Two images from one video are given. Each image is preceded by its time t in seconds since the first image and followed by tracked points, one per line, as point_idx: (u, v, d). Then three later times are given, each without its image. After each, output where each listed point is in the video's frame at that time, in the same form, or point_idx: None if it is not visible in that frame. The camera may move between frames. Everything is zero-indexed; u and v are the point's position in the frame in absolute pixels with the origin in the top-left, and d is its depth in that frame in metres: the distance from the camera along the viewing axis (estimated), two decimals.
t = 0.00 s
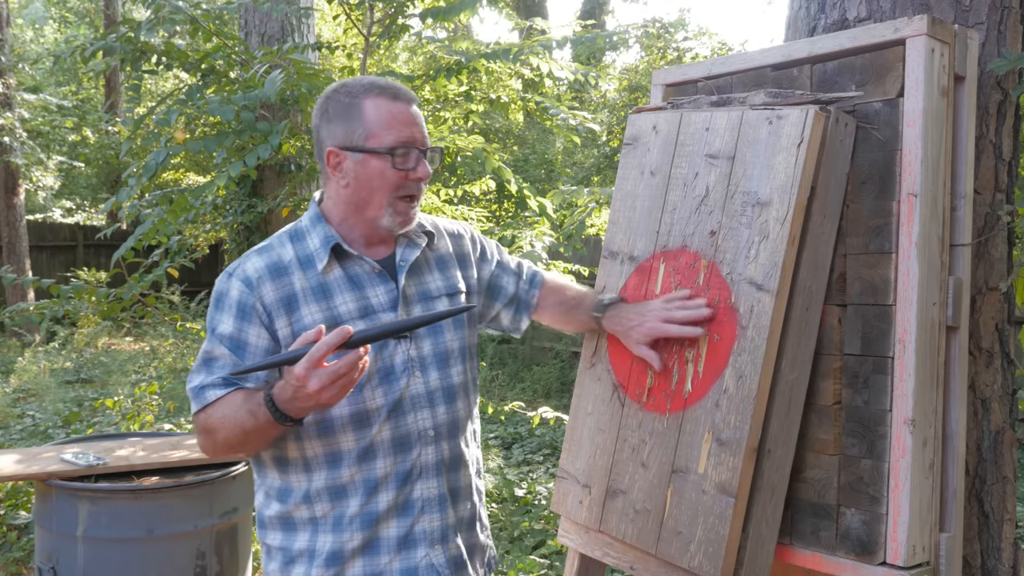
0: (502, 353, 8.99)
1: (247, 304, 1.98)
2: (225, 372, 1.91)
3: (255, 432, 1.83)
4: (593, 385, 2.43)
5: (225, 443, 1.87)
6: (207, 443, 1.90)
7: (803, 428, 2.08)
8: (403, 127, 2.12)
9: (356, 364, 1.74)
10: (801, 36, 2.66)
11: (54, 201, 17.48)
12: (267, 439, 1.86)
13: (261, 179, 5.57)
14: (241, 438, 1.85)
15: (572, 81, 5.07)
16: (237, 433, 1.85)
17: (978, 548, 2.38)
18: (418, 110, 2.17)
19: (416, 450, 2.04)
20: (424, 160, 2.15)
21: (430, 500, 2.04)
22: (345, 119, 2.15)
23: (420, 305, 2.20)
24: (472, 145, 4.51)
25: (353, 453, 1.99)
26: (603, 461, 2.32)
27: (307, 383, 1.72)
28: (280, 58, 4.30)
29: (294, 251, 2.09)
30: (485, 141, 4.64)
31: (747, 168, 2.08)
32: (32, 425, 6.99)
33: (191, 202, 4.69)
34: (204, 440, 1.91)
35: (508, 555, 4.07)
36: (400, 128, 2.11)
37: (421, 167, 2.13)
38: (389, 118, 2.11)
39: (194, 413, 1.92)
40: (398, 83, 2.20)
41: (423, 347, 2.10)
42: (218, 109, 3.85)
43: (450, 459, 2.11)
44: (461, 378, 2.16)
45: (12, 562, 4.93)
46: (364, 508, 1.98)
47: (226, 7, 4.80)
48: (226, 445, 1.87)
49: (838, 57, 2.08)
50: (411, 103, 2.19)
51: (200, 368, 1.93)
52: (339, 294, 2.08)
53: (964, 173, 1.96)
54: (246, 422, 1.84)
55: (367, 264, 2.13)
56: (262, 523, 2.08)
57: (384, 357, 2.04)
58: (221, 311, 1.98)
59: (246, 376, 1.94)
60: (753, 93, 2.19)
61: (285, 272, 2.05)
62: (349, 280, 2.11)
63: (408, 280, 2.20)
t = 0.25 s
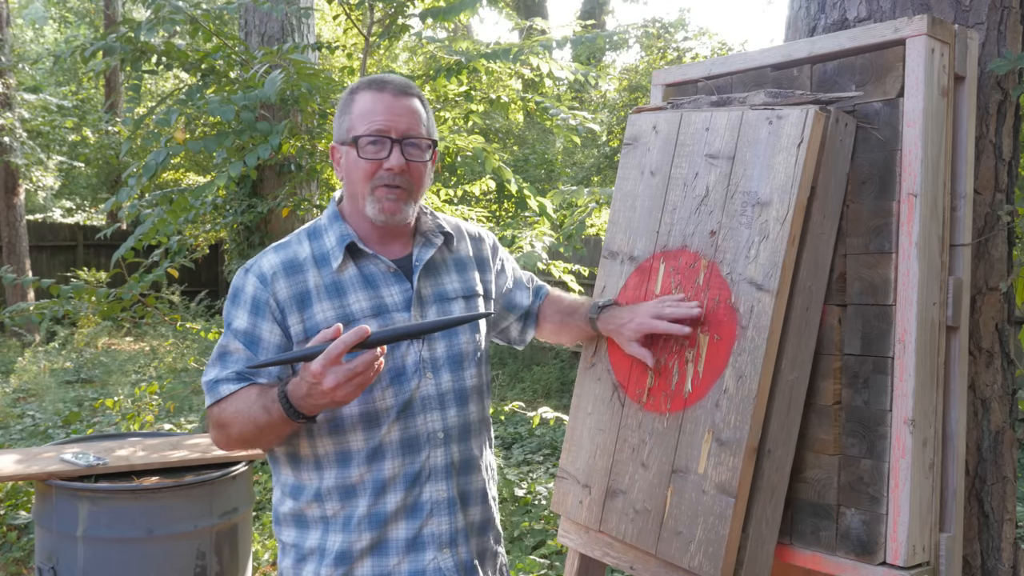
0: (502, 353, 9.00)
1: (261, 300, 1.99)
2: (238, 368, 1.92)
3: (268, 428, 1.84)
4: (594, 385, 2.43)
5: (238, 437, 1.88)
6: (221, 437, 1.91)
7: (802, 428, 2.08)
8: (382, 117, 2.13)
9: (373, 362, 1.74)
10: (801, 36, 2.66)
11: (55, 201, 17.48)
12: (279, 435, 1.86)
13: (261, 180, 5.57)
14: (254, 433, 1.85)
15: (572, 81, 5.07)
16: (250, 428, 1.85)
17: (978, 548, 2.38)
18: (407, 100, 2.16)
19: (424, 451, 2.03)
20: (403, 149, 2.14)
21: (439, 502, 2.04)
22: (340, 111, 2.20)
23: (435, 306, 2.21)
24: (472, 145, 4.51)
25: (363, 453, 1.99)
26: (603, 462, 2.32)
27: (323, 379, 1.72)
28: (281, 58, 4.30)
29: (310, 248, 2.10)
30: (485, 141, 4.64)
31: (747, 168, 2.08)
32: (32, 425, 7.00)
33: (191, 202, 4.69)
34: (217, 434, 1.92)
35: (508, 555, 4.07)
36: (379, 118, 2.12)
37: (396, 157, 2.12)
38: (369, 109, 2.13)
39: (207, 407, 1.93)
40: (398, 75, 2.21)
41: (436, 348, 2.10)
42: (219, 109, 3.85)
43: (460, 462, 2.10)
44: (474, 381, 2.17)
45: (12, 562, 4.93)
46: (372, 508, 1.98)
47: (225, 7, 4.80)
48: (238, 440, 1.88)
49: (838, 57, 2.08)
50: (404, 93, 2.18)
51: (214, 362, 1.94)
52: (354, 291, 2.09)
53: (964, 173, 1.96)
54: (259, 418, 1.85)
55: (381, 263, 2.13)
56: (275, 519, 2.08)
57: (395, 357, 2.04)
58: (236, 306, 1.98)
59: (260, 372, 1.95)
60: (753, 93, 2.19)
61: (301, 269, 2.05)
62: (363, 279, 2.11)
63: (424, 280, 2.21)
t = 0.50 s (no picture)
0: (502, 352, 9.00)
1: (272, 296, 2.00)
2: (247, 362, 1.93)
3: (277, 425, 1.86)
4: (593, 385, 2.43)
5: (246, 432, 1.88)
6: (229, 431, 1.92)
7: (803, 428, 2.08)
8: (387, 115, 2.13)
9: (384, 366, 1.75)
10: (801, 36, 2.66)
11: (55, 201, 17.48)
12: (287, 430, 1.87)
13: (261, 179, 5.57)
14: (262, 429, 1.87)
15: (572, 81, 5.07)
16: (259, 424, 1.87)
17: (978, 548, 2.38)
18: (413, 98, 2.15)
19: (429, 452, 2.03)
20: (408, 147, 2.13)
21: (442, 504, 2.03)
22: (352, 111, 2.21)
23: (445, 308, 2.18)
24: (472, 145, 4.50)
25: (366, 452, 1.99)
26: (603, 462, 2.32)
27: (335, 382, 1.73)
28: (280, 58, 4.30)
29: (323, 246, 2.11)
30: (485, 141, 4.64)
31: (747, 168, 2.08)
32: (32, 425, 7.00)
33: (191, 202, 4.69)
34: (223, 427, 1.93)
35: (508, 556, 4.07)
36: (384, 117, 2.12)
37: (400, 155, 2.11)
38: (375, 108, 2.14)
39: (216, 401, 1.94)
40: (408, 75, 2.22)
41: (444, 349, 2.10)
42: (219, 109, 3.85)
43: (465, 465, 2.09)
44: (481, 384, 2.15)
45: (12, 562, 4.93)
46: (376, 508, 1.98)
47: (225, 7, 4.80)
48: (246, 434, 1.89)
49: (838, 57, 2.08)
50: (412, 92, 2.18)
51: (222, 356, 1.94)
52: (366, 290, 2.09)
53: (964, 173, 1.96)
54: (268, 414, 1.86)
55: (393, 262, 2.14)
56: (283, 515, 2.09)
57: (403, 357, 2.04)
58: (247, 301, 2.00)
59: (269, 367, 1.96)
60: (753, 93, 2.19)
61: (312, 266, 2.06)
62: (374, 278, 2.11)
63: (435, 280, 2.19)
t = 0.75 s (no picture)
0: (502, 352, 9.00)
1: (283, 287, 2.02)
2: (260, 353, 1.96)
3: (298, 416, 1.90)
4: (593, 385, 2.42)
5: (261, 423, 1.92)
6: (240, 420, 1.95)
7: (803, 428, 2.08)
8: (406, 116, 2.12)
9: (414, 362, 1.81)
10: (801, 36, 2.66)
11: (55, 201, 17.49)
12: (305, 423, 1.91)
13: (261, 179, 5.57)
14: (281, 420, 1.91)
15: (572, 81, 5.07)
16: (278, 416, 1.90)
17: (978, 548, 2.38)
18: (432, 99, 2.14)
19: (425, 453, 2.01)
20: (425, 148, 2.11)
21: (438, 507, 2.00)
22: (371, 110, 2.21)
23: (452, 309, 2.17)
24: (471, 145, 4.50)
25: (363, 449, 1.99)
26: (603, 462, 2.32)
27: (368, 377, 1.79)
28: (280, 58, 4.30)
29: (337, 241, 2.12)
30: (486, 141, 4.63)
31: (747, 168, 2.08)
32: (32, 425, 7.00)
33: (192, 202, 4.69)
34: (237, 418, 1.96)
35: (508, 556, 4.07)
36: (402, 117, 2.12)
37: (417, 155, 2.10)
38: (393, 108, 2.13)
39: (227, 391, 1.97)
40: (427, 76, 2.21)
41: (448, 351, 2.10)
42: (219, 109, 3.85)
43: (463, 468, 2.06)
44: (485, 390, 2.14)
45: (12, 562, 4.93)
46: (371, 507, 1.97)
47: (225, 7, 4.80)
48: (260, 425, 1.92)
49: (838, 57, 2.09)
50: (431, 92, 2.16)
51: (236, 346, 1.97)
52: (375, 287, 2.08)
53: (965, 173, 1.96)
54: (290, 406, 1.90)
55: (403, 260, 2.13)
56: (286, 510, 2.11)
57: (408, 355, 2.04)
58: (260, 292, 2.02)
59: (281, 358, 1.98)
60: (753, 93, 2.19)
61: (324, 260, 2.07)
62: (383, 275, 2.10)
63: (444, 282, 2.18)
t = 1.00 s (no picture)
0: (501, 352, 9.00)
1: (291, 280, 2.08)
2: (266, 344, 2.02)
3: (306, 409, 1.95)
4: (593, 385, 2.42)
5: (267, 413, 1.98)
6: (247, 409, 2.02)
7: (803, 428, 2.08)
8: (419, 116, 2.11)
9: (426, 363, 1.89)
10: (801, 36, 2.66)
11: (55, 201, 17.49)
12: (312, 415, 1.97)
13: (261, 179, 5.57)
14: (289, 412, 1.96)
15: (572, 81, 5.07)
16: (287, 407, 1.96)
17: (978, 548, 2.38)
18: (445, 100, 2.14)
19: (415, 451, 2.00)
20: (437, 148, 2.11)
21: (428, 507, 1.99)
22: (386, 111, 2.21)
23: (452, 310, 2.15)
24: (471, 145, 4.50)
25: (355, 444, 2.00)
26: (603, 462, 2.32)
27: (382, 372, 1.86)
28: (281, 58, 4.30)
29: (345, 237, 2.15)
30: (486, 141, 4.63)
31: (747, 168, 2.08)
32: (32, 425, 7.00)
33: (191, 202, 4.69)
34: (247, 407, 2.02)
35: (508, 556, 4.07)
36: (416, 117, 2.11)
37: (429, 155, 2.10)
38: (407, 108, 2.12)
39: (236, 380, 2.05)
40: (441, 77, 2.20)
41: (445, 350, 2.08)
42: (219, 109, 3.84)
43: (454, 469, 2.04)
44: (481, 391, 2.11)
45: (12, 562, 4.92)
46: (361, 503, 1.98)
47: (225, 7, 4.80)
48: (266, 414, 1.98)
49: (838, 57, 2.08)
50: (445, 94, 2.16)
51: (244, 337, 2.04)
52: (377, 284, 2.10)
53: (964, 173, 1.96)
54: (298, 399, 1.95)
55: (406, 259, 2.14)
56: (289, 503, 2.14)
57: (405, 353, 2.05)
58: (269, 284, 2.08)
59: (286, 349, 2.05)
60: (753, 93, 2.19)
61: (331, 256, 2.11)
62: (386, 272, 2.12)
63: (448, 283, 2.16)
